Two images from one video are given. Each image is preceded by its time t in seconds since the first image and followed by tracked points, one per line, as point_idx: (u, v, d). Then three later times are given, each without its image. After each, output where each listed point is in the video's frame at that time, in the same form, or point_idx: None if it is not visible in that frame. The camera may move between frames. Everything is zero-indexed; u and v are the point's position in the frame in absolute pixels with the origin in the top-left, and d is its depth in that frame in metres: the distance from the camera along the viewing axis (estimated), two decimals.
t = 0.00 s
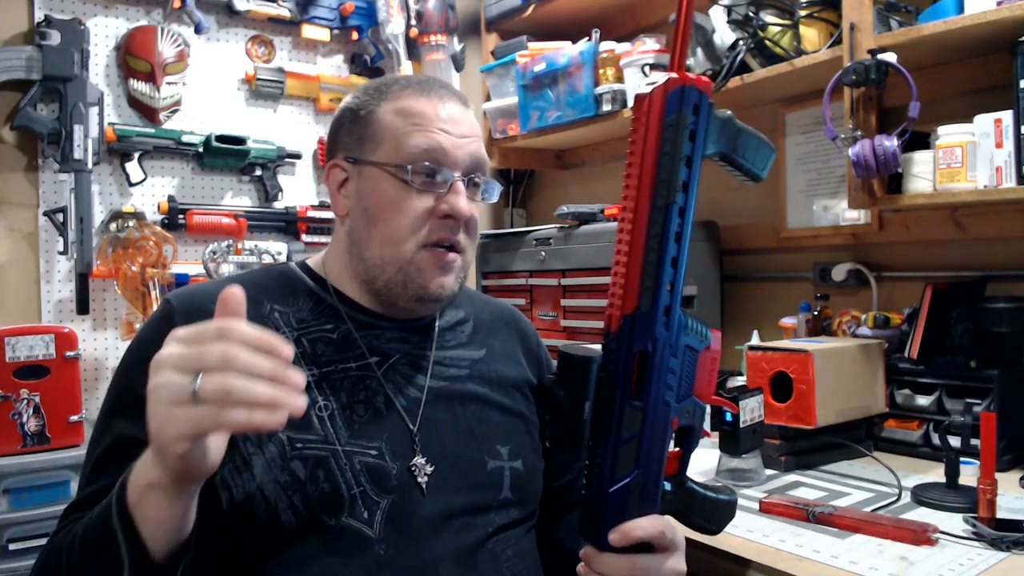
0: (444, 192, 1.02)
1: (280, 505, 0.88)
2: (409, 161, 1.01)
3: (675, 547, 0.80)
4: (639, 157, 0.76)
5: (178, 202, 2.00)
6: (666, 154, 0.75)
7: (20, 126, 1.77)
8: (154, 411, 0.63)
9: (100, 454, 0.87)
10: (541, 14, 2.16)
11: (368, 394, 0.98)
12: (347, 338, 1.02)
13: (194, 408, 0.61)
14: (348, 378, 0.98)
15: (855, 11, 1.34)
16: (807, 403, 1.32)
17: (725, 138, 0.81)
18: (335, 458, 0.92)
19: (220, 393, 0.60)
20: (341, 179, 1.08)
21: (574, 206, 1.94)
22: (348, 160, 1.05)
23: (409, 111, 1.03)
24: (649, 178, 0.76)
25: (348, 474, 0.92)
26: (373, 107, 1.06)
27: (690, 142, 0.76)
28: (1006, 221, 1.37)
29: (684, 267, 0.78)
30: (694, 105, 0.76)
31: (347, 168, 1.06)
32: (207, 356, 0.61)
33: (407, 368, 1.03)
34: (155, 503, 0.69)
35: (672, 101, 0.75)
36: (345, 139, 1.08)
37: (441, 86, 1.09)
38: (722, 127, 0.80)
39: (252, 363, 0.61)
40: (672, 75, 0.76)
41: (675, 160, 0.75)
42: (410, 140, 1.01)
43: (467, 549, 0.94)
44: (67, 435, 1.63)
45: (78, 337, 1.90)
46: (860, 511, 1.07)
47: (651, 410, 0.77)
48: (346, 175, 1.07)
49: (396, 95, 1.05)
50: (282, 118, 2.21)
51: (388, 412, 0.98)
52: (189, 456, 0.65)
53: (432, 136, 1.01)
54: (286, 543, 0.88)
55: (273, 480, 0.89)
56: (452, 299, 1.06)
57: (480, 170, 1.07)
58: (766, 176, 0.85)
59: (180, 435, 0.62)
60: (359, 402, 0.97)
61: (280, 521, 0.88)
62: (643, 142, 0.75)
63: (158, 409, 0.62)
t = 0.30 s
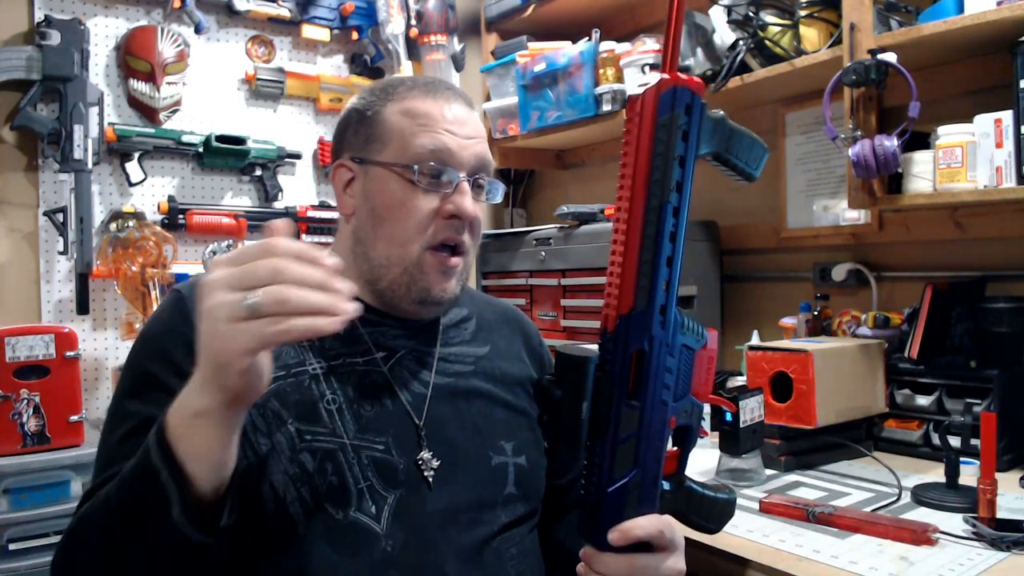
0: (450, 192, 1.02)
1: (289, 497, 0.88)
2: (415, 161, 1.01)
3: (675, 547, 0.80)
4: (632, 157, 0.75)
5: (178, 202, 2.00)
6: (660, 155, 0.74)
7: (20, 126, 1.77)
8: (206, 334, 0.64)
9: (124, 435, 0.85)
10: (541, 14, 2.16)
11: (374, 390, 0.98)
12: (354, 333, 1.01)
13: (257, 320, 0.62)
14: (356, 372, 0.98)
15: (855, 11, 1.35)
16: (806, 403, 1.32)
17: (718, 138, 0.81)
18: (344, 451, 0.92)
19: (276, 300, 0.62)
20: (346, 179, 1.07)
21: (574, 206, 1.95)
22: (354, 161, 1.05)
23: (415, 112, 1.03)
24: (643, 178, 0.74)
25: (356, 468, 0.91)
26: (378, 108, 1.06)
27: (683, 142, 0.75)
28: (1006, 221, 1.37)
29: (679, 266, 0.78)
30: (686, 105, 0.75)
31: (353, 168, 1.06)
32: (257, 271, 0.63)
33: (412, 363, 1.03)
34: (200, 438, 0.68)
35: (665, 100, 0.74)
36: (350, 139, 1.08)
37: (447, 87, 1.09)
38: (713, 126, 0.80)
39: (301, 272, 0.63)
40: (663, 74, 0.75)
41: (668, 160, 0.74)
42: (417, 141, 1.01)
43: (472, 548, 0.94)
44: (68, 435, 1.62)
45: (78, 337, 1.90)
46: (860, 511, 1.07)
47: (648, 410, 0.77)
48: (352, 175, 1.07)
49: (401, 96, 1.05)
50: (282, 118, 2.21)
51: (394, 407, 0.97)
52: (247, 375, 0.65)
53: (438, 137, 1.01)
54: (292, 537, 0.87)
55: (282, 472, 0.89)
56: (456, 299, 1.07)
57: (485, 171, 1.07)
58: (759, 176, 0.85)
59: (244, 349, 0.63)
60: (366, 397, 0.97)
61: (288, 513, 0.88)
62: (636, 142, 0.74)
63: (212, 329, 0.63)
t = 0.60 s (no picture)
0: (457, 193, 1.01)
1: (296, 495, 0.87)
2: (423, 162, 1.01)
3: (676, 548, 0.80)
4: (634, 159, 0.74)
5: (178, 202, 2.00)
6: (663, 155, 0.74)
7: (20, 126, 1.77)
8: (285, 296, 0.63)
9: (158, 422, 0.83)
10: (542, 15, 2.16)
11: (382, 388, 0.97)
12: (361, 331, 1.01)
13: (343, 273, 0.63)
14: (364, 370, 0.97)
15: (854, 11, 1.35)
16: (807, 403, 1.32)
17: (721, 138, 0.81)
18: (353, 449, 0.91)
19: (349, 254, 0.62)
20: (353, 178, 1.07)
21: (574, 207, 1.95)
22: (361, 160, 1.04)
23: (423, 113, 1.03)
24: (646, 178, 0.74)
25: (364, 466, 0.91)
26: (384, 108, 1.06)
27: (686, 143, 0.75)
28: (1006, 221, 1.37)
29: (682, 267, 0.77)
30: (689, 106, 0.75)
31: (359, 168, 1.05)
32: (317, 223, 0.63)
33: (419, 363, 1.02)
34: (250, 412, 0.67)
35: (668, 101, 0.74)
36: (357, 138, 1.08)
37: (453, 88, 1.09)
38: (715, 127, 0.79)
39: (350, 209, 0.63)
40: (666, 74, 0.74)
41: (671, 161, 0.74)
42: (425, 142, 1.01)
43: (477, 548, 0.94)
44: (68, 435, 1.62)
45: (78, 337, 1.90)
46: (860, 511, 1.07)
47: (651, 411, 0.77)
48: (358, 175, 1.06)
49: (409, 97, 1.05)
50: (282, 118, 2.21)
51: (401, 405, 0.97)
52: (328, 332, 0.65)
53: (447, 138, 1.01)
54: (296, 536, 0.87)
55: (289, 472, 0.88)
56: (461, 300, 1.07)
57: (491, 173, 1.07)
58: (761, 176, 0.85)
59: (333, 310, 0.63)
60: (374, 395, 0.96)
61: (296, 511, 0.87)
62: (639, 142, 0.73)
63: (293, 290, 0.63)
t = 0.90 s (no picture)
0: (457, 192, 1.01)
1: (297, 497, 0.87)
2: (423, 161, 1.01)
3: (676, 548, 0.80)
4: (627, 160, 0.74)
5: (178, 202, 2.00)
6: (657, 156, 0.73)
7: (20, 126, 1.77)
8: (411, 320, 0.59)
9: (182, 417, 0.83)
10: (542, 15, 2.16)
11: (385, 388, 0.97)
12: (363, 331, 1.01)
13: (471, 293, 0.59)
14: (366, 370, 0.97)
15: (854, 11, 1.35)
16: (807, 403, 1.32)
17: (714, 137, 0.80)
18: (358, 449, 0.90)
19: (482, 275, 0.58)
20: (353, 178, 1.07)
21: (575, 206, 1.95)
22: (360, 160, 1.04)
23: (424, 113, 1.03)
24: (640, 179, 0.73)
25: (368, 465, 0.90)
26: (383, 109, 1.06)
27: (679, 143, 0.75)
28: (1006, 221, 1.37)
29: (676, 269, 0.77)
30: (682, 107, 0.75)
31: (359, 168, 1.05)
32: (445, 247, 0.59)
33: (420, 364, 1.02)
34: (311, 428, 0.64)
35: (661, 102, 0.73)
36: (356, 139, 1.08)
37: (451, 88, 1.09)
38: (708, 128, 0.79)
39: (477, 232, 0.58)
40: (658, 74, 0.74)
41: (665, 162, 0.74)
42: (423, 140, 1.01)
43: (478, 547, 0.94)
44: (68, 435, 1.62)
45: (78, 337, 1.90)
46: (860, 511, 1.07)
47: (648, 414, 0.76)
48: (358, 175, 1.06)
49: (409, 97, 1.05)
50: (282, 118, 2.21)
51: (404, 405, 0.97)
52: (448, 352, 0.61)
53: (448, 137, 1.01)
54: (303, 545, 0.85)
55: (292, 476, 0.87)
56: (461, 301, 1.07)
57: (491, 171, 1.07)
58: (754, 174, 0.85)
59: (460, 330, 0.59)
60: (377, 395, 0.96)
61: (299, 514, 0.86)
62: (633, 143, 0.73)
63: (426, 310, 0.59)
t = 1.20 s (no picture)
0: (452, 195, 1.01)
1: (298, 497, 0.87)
2: (418, 163, 1.01)
3: (674, 548, 0.80)
4: (624, 160, 0.74)
5: (178, 202, 2.00)
6: (653, 157, 0.73)
7: (21, 126, 1.77)
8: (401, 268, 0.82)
9: (194, 405, 0.84)
10: (542, 15, 2.16)
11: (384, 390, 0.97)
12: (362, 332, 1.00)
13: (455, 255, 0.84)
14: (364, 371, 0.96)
15: (855, 11, 1.35)
16: (807, 403, 1.32)
17: (710, 138, 0.80)
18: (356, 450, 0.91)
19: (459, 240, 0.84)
20: (350, 180, 1.07)
21: (575, 206, 1.95)
22: (356, 162, 1.04)
23: (417, 113, 1.02)
24: (636, 179, 0.73)
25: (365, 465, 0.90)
26: (381, 110, 1.06)
27: (676, 144, 0.74)
28: (1006, 221, 1.37)
29: (673, 270, 0.77)
30: (678, 107, 0.74)
31: (356, 169, 1.05)
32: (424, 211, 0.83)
33: (416, 367, 1.02)
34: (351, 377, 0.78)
35: (657, 102, 0.73)
36: (354, 140, 1.08)
37: (449, 90, 1.08)
38: (705, 127, 0.79)
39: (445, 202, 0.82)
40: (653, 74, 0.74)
41: (661, 164, 0.73)
42: (417, 141, 1.01)
43: (477, 547, 0.94)
44: (67, 435, 1.62)
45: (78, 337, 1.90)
46: (860, 511, 1.07)
47: (646, 414, 0.76)
48: (355, 176, 1.06)
49: (404, 98, 1.05)
50: (282, 118, 2.21)
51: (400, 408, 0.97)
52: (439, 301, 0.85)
53: (442, 138, 1.00)
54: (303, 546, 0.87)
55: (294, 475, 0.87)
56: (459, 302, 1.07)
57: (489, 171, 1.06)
58: (751, 174, 0.85)
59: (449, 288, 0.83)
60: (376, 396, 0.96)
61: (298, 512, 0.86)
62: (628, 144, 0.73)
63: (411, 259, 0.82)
